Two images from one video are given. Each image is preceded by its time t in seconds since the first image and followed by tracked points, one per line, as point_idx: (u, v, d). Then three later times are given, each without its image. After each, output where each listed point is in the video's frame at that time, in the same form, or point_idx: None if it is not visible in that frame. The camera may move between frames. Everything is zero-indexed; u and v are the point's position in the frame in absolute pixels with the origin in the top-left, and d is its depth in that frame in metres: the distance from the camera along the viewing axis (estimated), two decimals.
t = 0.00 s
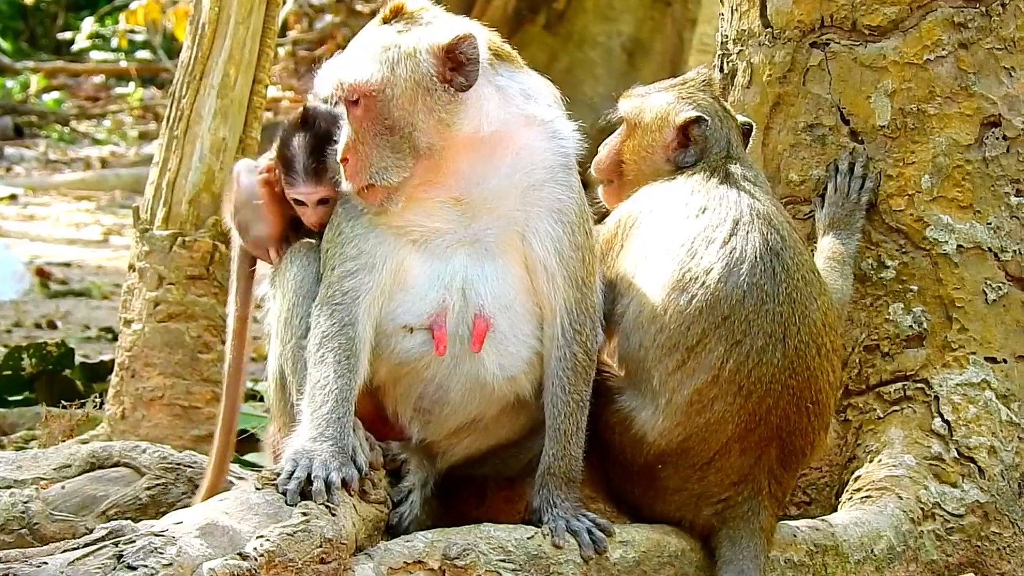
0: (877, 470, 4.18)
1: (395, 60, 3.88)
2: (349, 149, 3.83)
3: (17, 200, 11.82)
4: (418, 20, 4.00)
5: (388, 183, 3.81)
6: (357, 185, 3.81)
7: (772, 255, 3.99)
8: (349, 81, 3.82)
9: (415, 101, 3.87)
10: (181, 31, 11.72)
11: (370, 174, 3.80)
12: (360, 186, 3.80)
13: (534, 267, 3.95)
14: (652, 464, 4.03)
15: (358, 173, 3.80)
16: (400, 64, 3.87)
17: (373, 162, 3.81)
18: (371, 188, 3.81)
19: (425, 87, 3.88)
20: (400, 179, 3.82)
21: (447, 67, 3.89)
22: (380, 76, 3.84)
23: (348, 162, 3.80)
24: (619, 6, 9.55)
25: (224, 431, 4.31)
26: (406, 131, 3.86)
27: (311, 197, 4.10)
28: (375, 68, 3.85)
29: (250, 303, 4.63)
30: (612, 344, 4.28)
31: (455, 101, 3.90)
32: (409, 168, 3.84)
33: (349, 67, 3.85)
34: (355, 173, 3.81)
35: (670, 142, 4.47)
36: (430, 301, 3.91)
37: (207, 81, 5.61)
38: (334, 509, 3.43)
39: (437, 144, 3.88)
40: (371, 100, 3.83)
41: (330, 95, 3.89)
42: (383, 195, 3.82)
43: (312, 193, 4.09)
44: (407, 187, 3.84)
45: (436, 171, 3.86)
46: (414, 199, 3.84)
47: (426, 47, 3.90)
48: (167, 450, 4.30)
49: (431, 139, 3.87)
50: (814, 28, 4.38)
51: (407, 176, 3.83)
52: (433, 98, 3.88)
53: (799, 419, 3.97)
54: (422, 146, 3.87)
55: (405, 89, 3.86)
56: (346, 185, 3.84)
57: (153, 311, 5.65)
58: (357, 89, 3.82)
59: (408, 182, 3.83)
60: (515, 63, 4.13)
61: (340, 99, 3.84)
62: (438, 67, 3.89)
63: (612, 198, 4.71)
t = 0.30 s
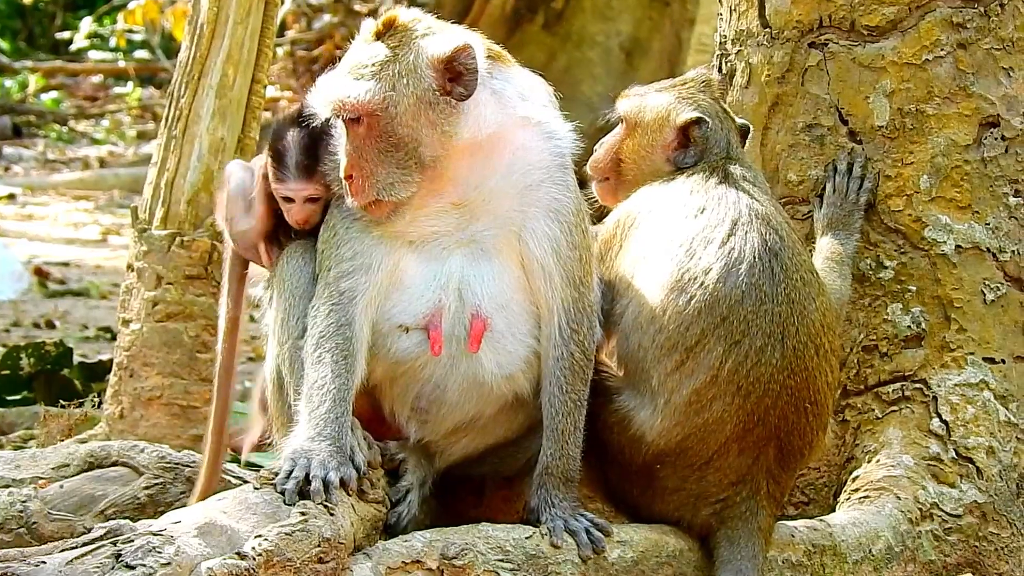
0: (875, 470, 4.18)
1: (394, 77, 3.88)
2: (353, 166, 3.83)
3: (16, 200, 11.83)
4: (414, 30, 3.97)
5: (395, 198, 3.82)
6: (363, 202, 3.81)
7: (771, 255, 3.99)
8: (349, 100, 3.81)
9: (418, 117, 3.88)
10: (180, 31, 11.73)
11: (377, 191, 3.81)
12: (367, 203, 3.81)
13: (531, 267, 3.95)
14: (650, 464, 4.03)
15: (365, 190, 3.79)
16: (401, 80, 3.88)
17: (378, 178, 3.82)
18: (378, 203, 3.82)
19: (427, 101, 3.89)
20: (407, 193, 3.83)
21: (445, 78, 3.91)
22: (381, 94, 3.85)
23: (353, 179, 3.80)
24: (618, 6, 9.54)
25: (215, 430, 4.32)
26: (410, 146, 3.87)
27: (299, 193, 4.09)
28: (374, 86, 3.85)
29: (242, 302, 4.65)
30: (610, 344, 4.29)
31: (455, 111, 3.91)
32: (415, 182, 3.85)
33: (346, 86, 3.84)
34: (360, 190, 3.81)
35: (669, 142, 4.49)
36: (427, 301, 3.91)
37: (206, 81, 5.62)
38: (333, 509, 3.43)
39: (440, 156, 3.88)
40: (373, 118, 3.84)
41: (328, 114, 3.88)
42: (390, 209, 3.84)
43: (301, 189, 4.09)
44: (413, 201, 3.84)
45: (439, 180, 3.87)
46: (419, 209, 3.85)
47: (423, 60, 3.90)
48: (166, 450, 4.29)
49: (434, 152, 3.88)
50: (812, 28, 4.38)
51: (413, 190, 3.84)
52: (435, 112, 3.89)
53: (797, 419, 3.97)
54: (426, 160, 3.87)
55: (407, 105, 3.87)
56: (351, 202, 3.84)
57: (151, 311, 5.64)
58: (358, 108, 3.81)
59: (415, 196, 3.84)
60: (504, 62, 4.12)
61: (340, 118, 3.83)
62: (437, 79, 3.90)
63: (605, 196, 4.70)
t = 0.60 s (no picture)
0: (873, 468, 4.19)
1: (390, 72, 3.89)
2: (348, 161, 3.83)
3: (14, 199, 11.82)
4: (412, 27, 3.98)
5: (389, 194, 3.82)
6: (356, 198, 3.81)
7: (768, 253, 3.99)
8: (344, 94, 3.82)
9: (413, 112, 3.89)
10: (179, 30, 11.73)
11: (371, 186, 3.81)
12: (361, 198, 3.81)
13: (528, 265, 3.95)
14: (647, 463, 4.04)
15: (358, 185, 3.80)
16: (396, 76, 3.88)
17: (372, 174, 3.82)
18: (372, 200, 3.82)
19: (422, 97, 3.89)
20: (401, 189, 3.84)
21: (441, 75, 3.91)
22: (376, 89, 3.85)
23: (347, 174, 3.80)
24: (617, 5, 9.55)
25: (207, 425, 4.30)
26: (404, 142, 3.87)
27: (306, 200, 4.10)
28: (369, 81, 3.86)
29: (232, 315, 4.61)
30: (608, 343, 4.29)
31: (451, 108, 3.91)
32: (409, 178, 3.85)
33: (341, 81, 3.85)
34: (353, 185, 3.81)
35: (665, 142, 4.48)
36: (425, 300, 3.92)
37: (204, 80, 5.62)
38: (330, 507, 3.43)
39: (435, 153, 3.88)
40: (367, 113, 3.85)
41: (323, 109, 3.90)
42: (384, 205, 3.84)
43: (307, 196, 4.10)
44: (408, 197, 3.84)
45: (433, 177, 3.87)
46: (413, 206, 3.85)
47: (417, 55, 3.91)
48: (164, 450, 4.31)
49: (429, 148, 3.88)
50: (810, 27, 4.39)
51: (406, 186, 3.84)
52: (430, 108, 3.89)
53: (795, 417, 3.97)
54: (420, 155, 3.88)
55: (402, 101, 3.87)
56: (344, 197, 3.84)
57: (149, 310, 5.65)
58: (353, 102, 3.82)
59: (410, 192, 3.84)
60: (501, 60, 4.12)
61: (335, 112, 3.84)
62: (432, 75, 3.90)
63: (602, 194, 4.70)
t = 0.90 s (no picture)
0: (873, 467, 4.19)
1: (386, 69, 3.88)
2: (346, 159, 3.83)
3: (15, 197, 11.83)
4: (409, 24, 3.97)
5: (388, 191, 3.82)
6: (356, 195, 3.81)
7: (768, 251, 3.99)
8: (341, 93, 3.83)
9: (410, 109, 3.88)
10: (179, 28, 11.74)
11: (369, 184, 3.81)
12: (360, 196, 3.81)
13: (527, 263, 3.95)
14: (647, 460, 4.03)
15: (356, 184, 3.80)
16: (392, 73, 3.88)
17: (371, 172, 3.82)
18: (371, 198, 3.81)
19: (419, 94, 3.88)
20: (400, 187, 3.83)
21: (438, 72, 3.90)
22: (373, 86, 3.85)
23: (346, 172, 3.81)
24: (617, 3, 9.55)
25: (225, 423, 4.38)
26: (402, 139, 3.87)
27: (309, 204, 4.16)
28: (365, 78, 3.86)
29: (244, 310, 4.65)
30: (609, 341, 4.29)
31: (448, 105, 3.91)
32: (408, 176, 3.85)
33: (338, 79, 3.86)
34: (352, 183, 3.81)
35: (661, 137, 4.48)
36: (425, 297, 3.92)
37: (204, 77, 5.62)
38: (330, 504, 3.43)
39: (434, 150, 3.88)
40: (365, 111, 3.84)
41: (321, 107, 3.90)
42: (383, 203, 3.84)
43: (309, 201, 4.16)
44: (408, 195, 3.84)
45: (432, 176, 3.87)
46: (413, 204, 3.85)
47: (414, 52, 3.91)
48: (165, 446, 4.31)
49: (427, 146, 3.88)
50: (811, 25, 4.40)
51: (405, 184, 3.84)
52: (427, 105, 3.89)
53: (795, 415, 3.96)
54: (417, 153, 3.87)
55: (399, 98, 3.87)
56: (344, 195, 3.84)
57: (150, 307, 5.65)
58: (350, 100, 3.82)
59: (409, 189, 3.84)
60: (500, 58, 4.12)
61: (332, 110, 3.85)
62: (429, 72, 3.90)
63: (609, 193, 4.71)
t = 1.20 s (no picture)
0: (875, 465, 4.19)
1: (391, 75, 3.87)
2: (354, 166, 3.82)
3: (15, 196, 11.83)
4: (410, 29, 3.96)
5: (397, 197, 3.82)
6: (365, 201, 3.81)
7: (771, 250, 3.98)
8: (346, 100, 3.80)
9: (415, 114, 3.87)
10: (179, 26, 11.74)
11: (378, 189, 3.81)
12: (370, 201, 3.82)
13: (529, 263, 3.95)
14: (649, 459, 4.03)
15: (366, 189, 3.80)
16: (397, 79, 3.87)
17: (379, 177, 3.82)
18: (380, 203, 3.82)
19: (423, 98, 3.88)
20: (409, 192, 3.83)
21: (442, 75, 3.89)
22: (379, 92, 3.84)
23: (354, 179, 3.80)
24: (616, 1, 9.55)
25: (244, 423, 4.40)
26: (409, 145, 3.87)
27: (312, 199, 4.12)
28: (371, 85, 3.84)
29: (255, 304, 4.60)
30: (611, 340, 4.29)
31: (452, 107, 3.90)
32: (416, 180, 3.85)
33: (342, 86, 3.83)
34: (361, 190, 3.81)
35: (661, 135, 4.47)
36: (428, 297, 3.92)
37: (205, 76, 5.62)
38: (331, 503, 3.43)
39: (439, 154, 3.88)
40: (371, 117, 3.84)
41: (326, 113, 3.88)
42: (392, 208, 3.84)
43: (313, 196, 4.12)
44: (415, 199, 3.85)
45: (438, 178, 3.87)
46: (422, 208, 3.86)
47: (416, 56, 3.89)
48: (166, 445, 4.28)
49: (433, 150, 3.88)
50: (812, 24, 4.39)
51: (413, 189, 3.84)
52: (432, 110, 3.88)
53: (797, 414, 3.96)
54: (424, 158, 3.87)
55: (404, 103, 3.86)
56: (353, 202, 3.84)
57: (151, 306, 5.66)
58: (357, 107, 3.81)
59: (417, 194, 3.84)
60: (503, 58, 4.12)
61: (339, 118, 3.83)
62: (433, 76, 3.88)
63: (614, 192, 4.71)
